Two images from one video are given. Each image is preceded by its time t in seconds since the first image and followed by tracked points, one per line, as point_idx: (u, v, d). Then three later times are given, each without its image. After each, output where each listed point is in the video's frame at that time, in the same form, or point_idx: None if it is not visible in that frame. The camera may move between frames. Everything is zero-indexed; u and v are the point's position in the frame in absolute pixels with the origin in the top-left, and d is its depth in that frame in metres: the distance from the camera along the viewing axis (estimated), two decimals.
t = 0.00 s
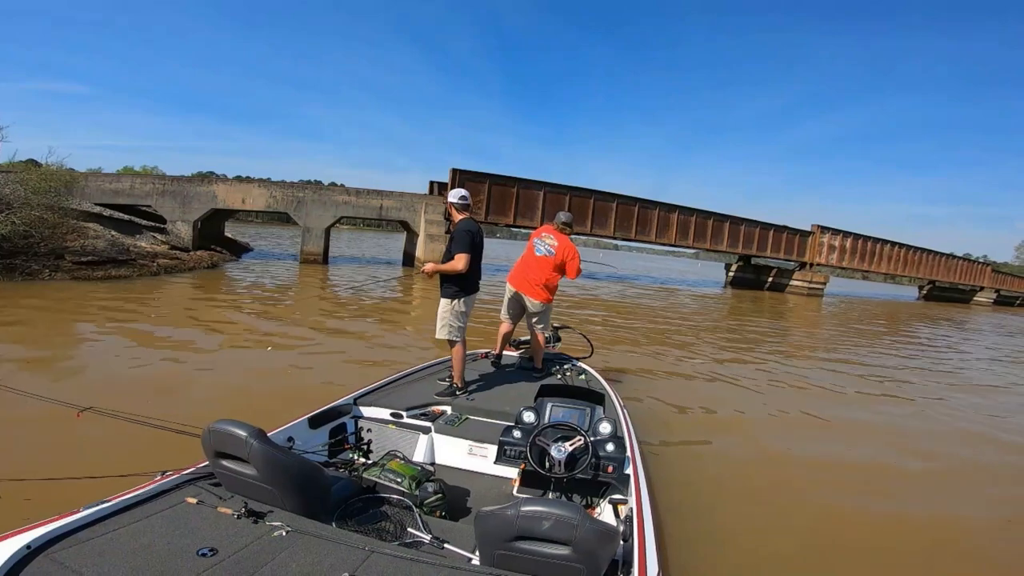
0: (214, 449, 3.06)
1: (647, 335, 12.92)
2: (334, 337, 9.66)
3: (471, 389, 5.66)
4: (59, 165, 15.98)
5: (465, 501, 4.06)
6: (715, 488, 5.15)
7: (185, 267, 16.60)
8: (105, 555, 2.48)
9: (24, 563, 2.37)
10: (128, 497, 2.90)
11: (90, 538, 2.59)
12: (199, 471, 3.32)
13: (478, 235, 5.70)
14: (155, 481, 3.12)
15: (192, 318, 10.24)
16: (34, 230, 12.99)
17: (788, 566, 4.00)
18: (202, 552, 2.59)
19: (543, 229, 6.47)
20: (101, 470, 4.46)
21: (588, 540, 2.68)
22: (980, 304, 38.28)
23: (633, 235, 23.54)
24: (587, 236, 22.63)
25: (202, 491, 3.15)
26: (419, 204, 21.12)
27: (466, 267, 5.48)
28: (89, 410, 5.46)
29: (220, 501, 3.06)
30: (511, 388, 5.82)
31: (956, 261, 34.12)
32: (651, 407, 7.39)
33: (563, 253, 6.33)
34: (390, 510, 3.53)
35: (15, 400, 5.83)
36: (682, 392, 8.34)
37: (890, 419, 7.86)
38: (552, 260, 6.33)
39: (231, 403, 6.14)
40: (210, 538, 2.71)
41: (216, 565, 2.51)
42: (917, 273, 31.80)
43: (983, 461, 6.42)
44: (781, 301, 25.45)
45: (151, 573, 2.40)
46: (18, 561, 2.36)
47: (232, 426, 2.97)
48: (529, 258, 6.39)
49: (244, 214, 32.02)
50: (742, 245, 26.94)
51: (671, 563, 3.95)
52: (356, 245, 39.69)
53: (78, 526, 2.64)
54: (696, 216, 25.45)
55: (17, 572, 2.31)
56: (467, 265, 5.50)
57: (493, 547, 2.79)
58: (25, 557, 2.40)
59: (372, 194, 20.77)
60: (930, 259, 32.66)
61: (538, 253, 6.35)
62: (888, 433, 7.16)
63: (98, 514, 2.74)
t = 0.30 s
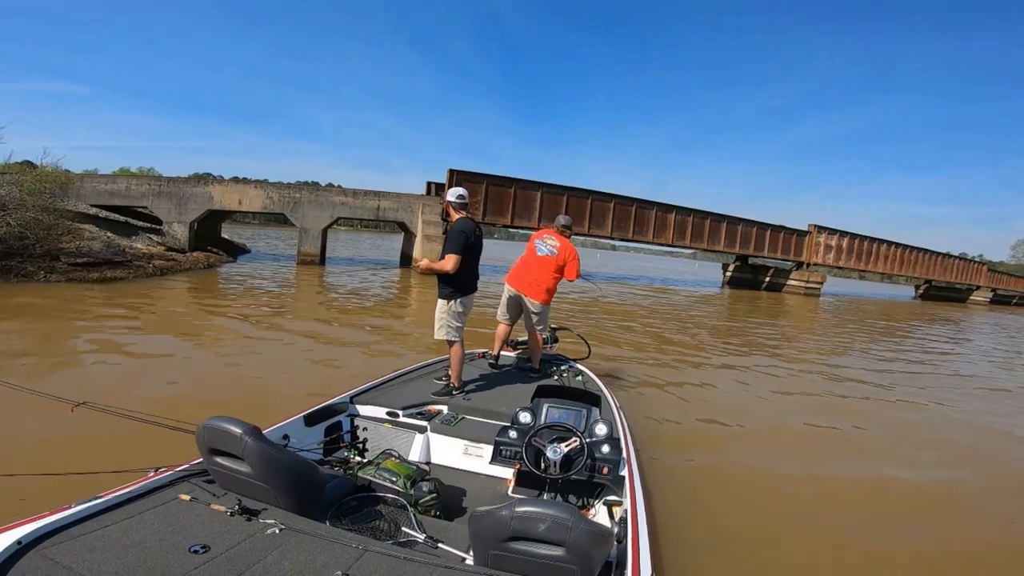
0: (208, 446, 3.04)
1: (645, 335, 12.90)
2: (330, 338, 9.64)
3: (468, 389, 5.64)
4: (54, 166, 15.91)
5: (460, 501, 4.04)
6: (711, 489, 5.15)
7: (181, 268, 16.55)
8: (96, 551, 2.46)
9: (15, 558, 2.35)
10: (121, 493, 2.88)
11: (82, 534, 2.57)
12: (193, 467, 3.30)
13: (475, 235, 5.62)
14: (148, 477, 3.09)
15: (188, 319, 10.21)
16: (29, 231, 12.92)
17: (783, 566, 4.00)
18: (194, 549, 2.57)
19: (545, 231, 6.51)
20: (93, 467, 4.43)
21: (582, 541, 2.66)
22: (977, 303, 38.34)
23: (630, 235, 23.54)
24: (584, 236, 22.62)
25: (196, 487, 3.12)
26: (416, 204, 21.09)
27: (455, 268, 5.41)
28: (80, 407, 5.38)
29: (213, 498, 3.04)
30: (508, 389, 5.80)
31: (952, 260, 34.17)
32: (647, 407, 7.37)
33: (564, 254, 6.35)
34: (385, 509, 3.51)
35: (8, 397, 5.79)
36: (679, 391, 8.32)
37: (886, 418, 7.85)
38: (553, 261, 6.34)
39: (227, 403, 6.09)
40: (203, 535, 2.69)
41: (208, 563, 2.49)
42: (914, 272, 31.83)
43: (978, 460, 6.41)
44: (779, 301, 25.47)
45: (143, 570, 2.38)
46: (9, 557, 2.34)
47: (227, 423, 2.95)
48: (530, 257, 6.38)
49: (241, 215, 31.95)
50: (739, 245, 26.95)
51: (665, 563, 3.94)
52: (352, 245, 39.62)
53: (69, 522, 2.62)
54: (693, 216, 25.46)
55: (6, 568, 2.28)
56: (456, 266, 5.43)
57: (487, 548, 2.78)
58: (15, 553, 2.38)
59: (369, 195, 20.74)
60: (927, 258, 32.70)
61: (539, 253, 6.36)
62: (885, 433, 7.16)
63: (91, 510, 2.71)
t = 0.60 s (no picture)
0: (207, 448, 3.03)
1: (644, 335, 12.89)
2: (329, 339, 9.65)
3: (467, 391, 5.64)
4: (51, 169, 15.88)
5: (460, 503, 4.04)
6: (712, 488, 5.14)
7: (179, 271, 16.53)
8: (95, 554, 2.45)
9: (14, 560, 2.34)
10: (119, 496, 2.86)
11: (81, 536, 2.56)
12: (192, 470, 3.29)
13: (473, 238, 5.57)
14: (147, 480, 3.08)
15: (187, 322, 10.20)
16: (27, 235, 12.88)
17: (785, 565, 4.00)
18: (193, 552, 2.56)
19: (547, 235, 6.53)
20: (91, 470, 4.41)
21: (580, 542, 2.66)
22: (976, 300, 38.41)
23: (629, 235, 23.55)
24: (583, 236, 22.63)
25: (195, 490, 3.12)
26: (414, 205, 21.08)
27: (445, 270, 5.39)
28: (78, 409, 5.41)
29: (212, 500, 3.03)
30: (507, 390, 5.79)
31: (950, 258, 34.23)
32: (646, 407, 7.38)
33: (566, 257, 6.38)
34: (384, 512, 3.50)
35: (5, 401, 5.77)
36: (677, 391, 8.33)
37: (884, 416, 7.87)
38: (555, 263, 6.36)
39: (225, 406, 6.05)
40: (202, 538, 2.68)
41: (208, 565, 2.48)
42: (912, 270, 31.85)
43: (976, 458, 6.42)
44: (778, 299, 25.49)
45: (142, 571, 2.37)
46: (8, 559, 2.33)
47: (226, 425, 2.95)
48: (532, 259, 6.39)
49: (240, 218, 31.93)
50: (738, 244, 26.98)
51: (665, 563, 3.93)
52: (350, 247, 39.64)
53: (68, 525, 2.61)
54: (691, 215, 25.48)
55: (6, 570, 2.28)
56: (446, 268, 5.39)
57: (487, 549, 2.77)
58: (14, 555, 2.37)
59: (368, 196, 20.73)
60: (925, 256, 32.73)
61: (541, 255, 6.37)
62: (884, 431, 7.17)
63: (90, 512, 2.71)
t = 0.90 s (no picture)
0: (210, 452, 3.03)
1: (644, 334, 12.90)
2: (330, 340, 9.65)
3: (469, 393, 5.64)
4: (50, 170, 15.86)
5: (463, 504, 4.04)
6: (715, 489, 5.13)
7: (179, 272, 16.52)
8: (100, 559, 2.44)
9: (19, 565, 2.34)
10: (123, 501, 2.86)
11: (87, 541, 2.56)
12: (195, 474, 3.28)
13: (475, 241, 5.53)
14: (151, 484, 3.08)
15: (187, 324, 10.19)
16: (26, 236, 12.86)
17: (789, 564, 4.00)
18: (198, 556, 2.56)
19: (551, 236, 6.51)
20: (92, 474, 4.41)
21: (584, 543, 2.65)
22: (975, 299, 38.46)
23: (629, 234, 23.55)
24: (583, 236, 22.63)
25: (198, 494, 3.11)
26: (414, 206, 21.07)
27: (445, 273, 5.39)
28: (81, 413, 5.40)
29: (216, 504, 3.03)
30: (510, 392, 5.79)
31: (950, 256, 34.28)
32: (647, 407, 7.38)
33: (569, 258, 6.34)
34: (388, 514, 3.50)
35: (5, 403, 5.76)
36: (678, 391, 8.33)
37: (885, 415, 7.86)
38: (557, 264, 6.34)
39: (226, 408, 6.04)
40: (206, 542, 2.67)
41: (212, 570, 2.48)
42: (911, 268, 31.87)
43: (978, 455, 6.42)
44: (778, 298, 25.51)
45: None
46: (13, 564, 2.32)
47: (228, 430, 2.94)
48: (534, 259, 6.42)
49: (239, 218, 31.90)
50: (737, 243, 26.99)
51: (669, 564, 3.93)
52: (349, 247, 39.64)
53: (72, 530, 2.60)
54: (691, 214, 25.49)
55: None
56: (444, 270, 5.38)
57: (491, 552, 2.77)
58: (20, 560, 2.37)
59: (367, 196, 20.72)
60: (924, 254, 32.75)
61: (543, 255, 6.38)
62: (886, 430, 7.17)
63: (95, 518, 2.70)
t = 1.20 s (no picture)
0: (213, 453, 3.03)
1: (645, 334, 12.89)
2: (330, 340, 9.65)
3: (471, 393, 5.65)
4: (49, 169, 15.85)
5: (466, 504, 4.04)
6: (717, 488, 5.12)
7: (178, 271, 16.49)
8: (104, 561, 2.44)
9: (24, 568, 2.33)
10: (127, 502, 2.86)
11: (91, 542, 2.56)
12: (198, 475, 3.28)
13: (476, 241, 5.52)
14: (154, 486, 3.08)
15: (187, 323, 10.19)
16: (25, 235, 12.85)
17: (793, 565, 3.99)
18: (202, 557, 2.56)
19: (552, 234, 6.49)
20: (93, 475, 4.40)
21: (588, 542, 2.66)
22: (974, 299, 38.51)
23: (629, 234, 23.56)
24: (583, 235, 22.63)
25: (201, 495, 3.11)
26: (414, 205, 21.05)
27: (446, 273, 5.38)
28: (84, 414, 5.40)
29: (220, 505, 3.03)
30: (512, 391, 5.80)
31: (949, 256, 34.33)
32: (648, 406, 7.38)
33: (570, 257, 6.34)
34: (391, 514, 3.50)
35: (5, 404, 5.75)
36: (679, 390, 8.33)
37: (886, 414, 7.86)
38: (558, 263, 6.34)
39: (227, 407, 6.03)
40: (210, 543, 2.67)
41: (217, 571, 2.48)
42: (911, 268, 31.88)
43: (977, 455, 6.42)
44: (778, 298, 25.52)
45: None
46: (18, 566, 2.32)
47: (232, 431, 2.94)
48: (534, 258, 6.42)
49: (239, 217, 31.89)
50: (737, 243, 27.00)
51: (672, 564, 3.93)
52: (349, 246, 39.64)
53: (76, 532, 2.60)
54: (691, 214, 25.49)
55: None
56: (446, 271, 5.38)
57: (495, 551, 2.77)
58: (24, 562, 2.36)
59: (367, 195, 20.71)
60: (924, 254, 32.76)
61: (544, 254, 6.38)
62: (887, 429, 7.18)
63: (99, 519, 2.70)
